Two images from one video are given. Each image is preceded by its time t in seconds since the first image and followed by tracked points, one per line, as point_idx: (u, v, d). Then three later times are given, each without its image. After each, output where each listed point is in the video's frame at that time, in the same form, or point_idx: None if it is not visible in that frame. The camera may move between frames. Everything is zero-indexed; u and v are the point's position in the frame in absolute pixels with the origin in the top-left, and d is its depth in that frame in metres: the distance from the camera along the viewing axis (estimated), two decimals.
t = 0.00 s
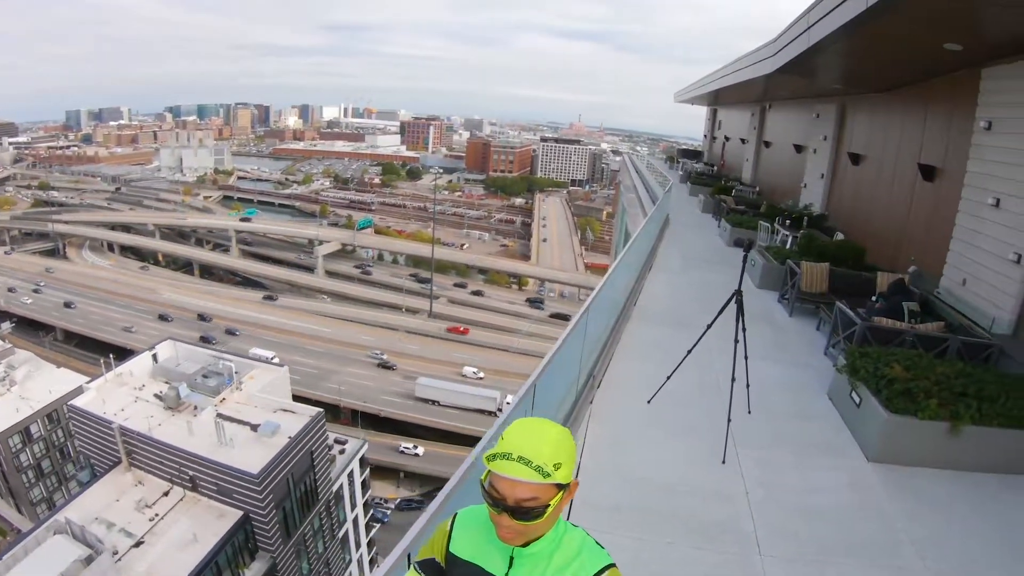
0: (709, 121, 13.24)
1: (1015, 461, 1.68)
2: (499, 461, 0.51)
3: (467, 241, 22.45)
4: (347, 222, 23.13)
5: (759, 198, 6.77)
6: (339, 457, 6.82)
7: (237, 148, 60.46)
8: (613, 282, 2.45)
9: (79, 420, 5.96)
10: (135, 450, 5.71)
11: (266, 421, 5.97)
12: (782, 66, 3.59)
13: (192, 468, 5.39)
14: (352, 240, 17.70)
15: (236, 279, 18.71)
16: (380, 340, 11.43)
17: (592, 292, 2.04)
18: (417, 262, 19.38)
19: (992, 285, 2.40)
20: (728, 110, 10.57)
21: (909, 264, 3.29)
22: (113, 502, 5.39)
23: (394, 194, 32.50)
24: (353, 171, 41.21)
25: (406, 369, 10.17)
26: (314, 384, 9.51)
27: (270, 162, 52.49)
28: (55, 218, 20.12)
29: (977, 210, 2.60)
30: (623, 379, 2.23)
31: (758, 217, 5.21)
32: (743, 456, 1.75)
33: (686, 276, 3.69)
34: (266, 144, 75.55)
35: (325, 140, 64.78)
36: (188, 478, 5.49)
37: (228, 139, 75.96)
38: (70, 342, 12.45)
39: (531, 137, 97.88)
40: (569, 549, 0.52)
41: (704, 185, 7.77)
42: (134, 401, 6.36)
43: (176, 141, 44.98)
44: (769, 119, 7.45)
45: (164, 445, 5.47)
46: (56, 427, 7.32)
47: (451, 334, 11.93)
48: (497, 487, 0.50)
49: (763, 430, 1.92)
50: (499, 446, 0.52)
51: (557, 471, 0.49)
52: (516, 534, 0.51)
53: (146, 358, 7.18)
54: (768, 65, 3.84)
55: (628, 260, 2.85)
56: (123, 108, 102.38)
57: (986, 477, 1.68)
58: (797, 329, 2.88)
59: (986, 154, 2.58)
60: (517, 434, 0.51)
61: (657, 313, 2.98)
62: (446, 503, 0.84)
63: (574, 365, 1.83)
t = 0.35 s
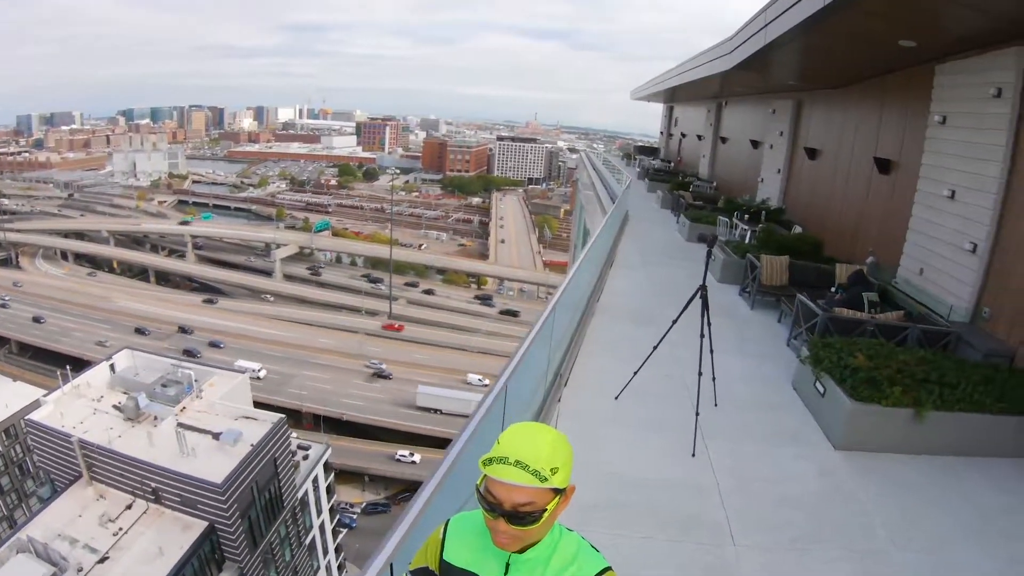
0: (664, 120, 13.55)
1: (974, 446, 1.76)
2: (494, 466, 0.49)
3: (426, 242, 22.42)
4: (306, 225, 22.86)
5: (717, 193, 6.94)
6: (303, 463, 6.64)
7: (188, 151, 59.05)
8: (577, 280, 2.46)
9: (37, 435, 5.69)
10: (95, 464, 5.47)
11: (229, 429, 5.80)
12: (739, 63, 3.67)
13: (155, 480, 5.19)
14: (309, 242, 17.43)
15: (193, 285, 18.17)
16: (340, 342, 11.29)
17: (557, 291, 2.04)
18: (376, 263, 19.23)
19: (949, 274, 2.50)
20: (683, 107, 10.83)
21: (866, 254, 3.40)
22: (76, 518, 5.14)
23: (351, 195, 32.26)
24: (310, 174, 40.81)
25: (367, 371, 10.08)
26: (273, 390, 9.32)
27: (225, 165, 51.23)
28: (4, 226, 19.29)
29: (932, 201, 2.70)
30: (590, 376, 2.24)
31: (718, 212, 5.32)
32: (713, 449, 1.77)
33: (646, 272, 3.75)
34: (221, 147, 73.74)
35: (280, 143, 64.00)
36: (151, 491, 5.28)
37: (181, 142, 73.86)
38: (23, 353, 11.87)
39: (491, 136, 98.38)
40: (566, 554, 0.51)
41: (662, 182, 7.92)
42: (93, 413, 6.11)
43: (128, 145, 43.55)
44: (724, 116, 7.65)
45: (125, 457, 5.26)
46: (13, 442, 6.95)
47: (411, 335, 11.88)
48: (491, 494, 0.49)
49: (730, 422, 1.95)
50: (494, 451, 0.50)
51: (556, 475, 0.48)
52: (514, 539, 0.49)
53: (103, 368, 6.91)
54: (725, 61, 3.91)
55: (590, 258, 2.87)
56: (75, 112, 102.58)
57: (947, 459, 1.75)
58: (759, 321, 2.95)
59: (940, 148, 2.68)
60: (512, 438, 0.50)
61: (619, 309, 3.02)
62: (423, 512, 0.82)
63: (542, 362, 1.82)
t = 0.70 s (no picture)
0: (624, 115, 13.72)
1: (938, 427, 1.82)
2: (481, 464, 0.47)
3: (390, 242, 22.18)
4: (269, 228, 22.38)
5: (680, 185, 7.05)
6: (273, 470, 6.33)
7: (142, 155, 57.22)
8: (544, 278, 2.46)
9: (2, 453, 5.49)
10: (61, 478, 5.24)
11: (198, 438, 5.59)
12: (699, 58, 3.72)
13: (124, 493, 5.02)
14: (273, 245, 17.07)
15: (158, 293, 17.54)
16: (307, 346, 11.09)
17: (524, 289, 2.04)
18: (341, 265, 18.98)
19: (910, 261, 2.59)
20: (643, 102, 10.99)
21: (828, 245, 3.50)
22: (45, 536, 5.01)
23: (314, 197, 31.77)
24: (271, 176, 40.07)
25: (336, 375, 9.92)
26: (241, 396, 9.09)
27: (184, 171, 49.88)
28: None
29: (892, 190, 2.79)
30: (561, 372, 2.23)
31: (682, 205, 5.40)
32: (685, 440, 1.79)
33: (612, 267, 3.78)
34: (180, 151, 71.77)
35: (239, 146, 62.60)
36: (121, 504, 5.09)
37: (143, 147, 71.76)
38: None
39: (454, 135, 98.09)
40: (552, 551, 0.49)
41: (625, 176, 8.01)
42: (58, 426, 5.81)
43: (85, 151, 42.08)
44: (685, 110, 7.77)
45: (92, 470, 5.05)
46: None
47: (379, 336, 11.75)
48: (475, 492, 0.47)
49: (701, 413, 1.98)
50: (478, 449, 0.49)
51: (540, 473, 0.46)
52: (500, 538, 0.48)
53: (67, 381, 6.57)
54: (686, 56, 3.96)
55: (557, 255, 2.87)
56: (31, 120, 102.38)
57: (916, 442, 1.81)
58: (727, 313, 3.00)
59: (898, 138, 2.77)
60: (494, 436, 0.49)
61: (586, 305, 3.03)
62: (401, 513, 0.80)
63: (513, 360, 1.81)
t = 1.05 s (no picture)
0: (581, 108, 13.86)
1: (900, 408, 1.89)
2: (477, 462, 0.46)
3: (348, 240, 21.81)
4: (226, 228, 21.77)
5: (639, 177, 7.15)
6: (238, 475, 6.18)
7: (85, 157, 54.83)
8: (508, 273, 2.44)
9: None
10: (24, 493, 5.07)
11: (161, 446, 5.42)
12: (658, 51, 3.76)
13: (88, 505, 4.86)
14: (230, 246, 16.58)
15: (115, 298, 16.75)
16: (268, 348, 10.82)
17: (489, 285, 2.02)
18: (301, 266, 18.61)
19: (868, 247, 2.69)
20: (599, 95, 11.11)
21: (787, 233, 3.60)
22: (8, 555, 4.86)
23: (271, 196, 31.03)
24: (227, 176, 39.02)
25: (299, 376, 9.70)
26: (202, 401, 8.80)
27: (134, 172, 48.00)
28: None
29: (850, 178, 2.88)
30: (527, 367, 2.22)
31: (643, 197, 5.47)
32: (654, 431, 1.80)
33: (572, 259, 3.79)
34: (129, 152, 69.07)
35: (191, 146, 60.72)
36: (86, 516, 4.94)
37: (94, 150, 69.08)
38: None
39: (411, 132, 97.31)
40: (547, 550, 0.48)
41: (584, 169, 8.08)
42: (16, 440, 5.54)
43: (34, 154, 40.24)
44: (642, 102, 7.87)
45: (54, 484, 4.88)
46: None
47: (342, 335, 11.57)
48: (472, 490, 0.46)
49: (668, 402, 2.00)
50: (474, 447, 0.47)
51: (537, 471, 0.45)
52: (495, 539, 0.46)
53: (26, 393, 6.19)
54: (645, 49, 3.98)
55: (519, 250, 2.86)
56: None
57: (877, 424, 1.87)
58: (689, 302, 3.05)
59: (855, 127, 2.86)
60: (491, 435, 0.47)
61: (550, 299, 3.03)
62: (381, 521, 0.76)
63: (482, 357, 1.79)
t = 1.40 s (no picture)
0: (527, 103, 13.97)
1: (855, 389, 1.98)
2: (488, 460, 0.45)
3: (296, 242, 21.23)
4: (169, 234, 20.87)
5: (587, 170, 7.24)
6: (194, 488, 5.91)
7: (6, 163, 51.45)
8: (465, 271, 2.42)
9: None
10: None
11: (116, 459, 5.12)
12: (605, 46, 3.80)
13: (45, 526, 4.58)
14: (176, 252, 15.89)
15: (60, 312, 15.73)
16: (218, 355, 10.43)
17: (446, 286, 1.99)
18: (249, 270, 18.05)
19: (818, 235, 2.79)
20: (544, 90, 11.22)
21: (737, 223, 3.71)
22: None
23: (215, 200, 29.93)
24: (167, 181, 37.42)
25: (253, 382, 9.39)
26: (150, 413, 8.39)
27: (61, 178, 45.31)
28: None
29: (799, 169, 2.99)
30: (488, 364, 2.20)
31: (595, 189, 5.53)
32: (618, 422, 1.82)
33: (525, 255, 3.79)
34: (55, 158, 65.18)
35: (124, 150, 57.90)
36: (42, 537, 4.66)
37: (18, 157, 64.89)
38: None
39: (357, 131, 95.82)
40: (555, 551, 0.47)
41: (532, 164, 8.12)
42: None
43: None
44: (588, 97, 7.97)
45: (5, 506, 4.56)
46: None
47: (296, 338, 11.27)
48: (482, 489, 0.44)
49: (630, 392, 2.03)
50: (482, 446, 0.46)
51: (549, 468, 0.45)
52: (506, 540, 0.45)
53: None
54: (593, 44, 4.02)
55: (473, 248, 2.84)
56: None
57: (832, 405, 1.95)
58: (645, 293, 3.11)
59: (802, 120, 2.98)
60: (500, 434, 0.46)
61: (506, 295, 3.02)
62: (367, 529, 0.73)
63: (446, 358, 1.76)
